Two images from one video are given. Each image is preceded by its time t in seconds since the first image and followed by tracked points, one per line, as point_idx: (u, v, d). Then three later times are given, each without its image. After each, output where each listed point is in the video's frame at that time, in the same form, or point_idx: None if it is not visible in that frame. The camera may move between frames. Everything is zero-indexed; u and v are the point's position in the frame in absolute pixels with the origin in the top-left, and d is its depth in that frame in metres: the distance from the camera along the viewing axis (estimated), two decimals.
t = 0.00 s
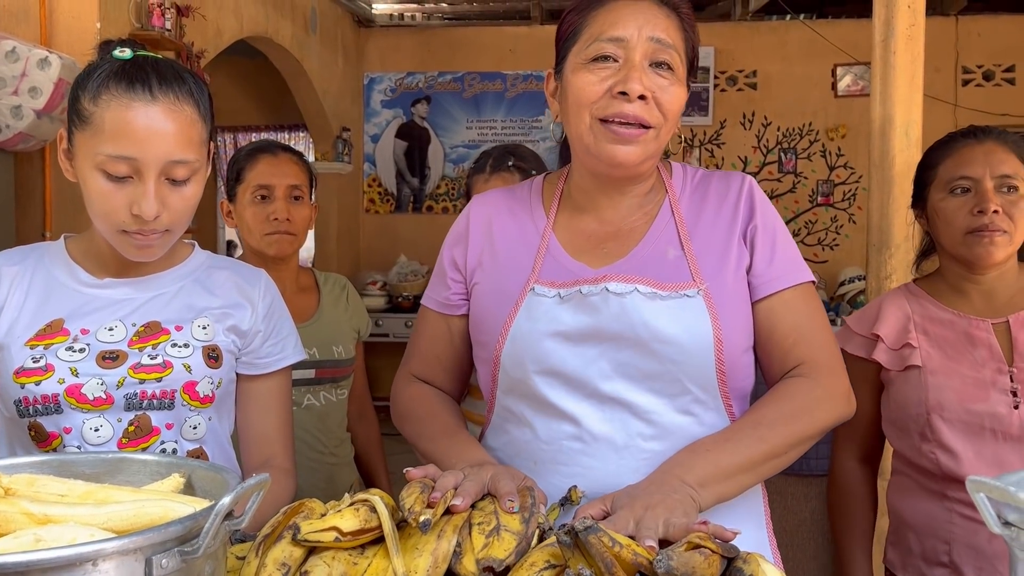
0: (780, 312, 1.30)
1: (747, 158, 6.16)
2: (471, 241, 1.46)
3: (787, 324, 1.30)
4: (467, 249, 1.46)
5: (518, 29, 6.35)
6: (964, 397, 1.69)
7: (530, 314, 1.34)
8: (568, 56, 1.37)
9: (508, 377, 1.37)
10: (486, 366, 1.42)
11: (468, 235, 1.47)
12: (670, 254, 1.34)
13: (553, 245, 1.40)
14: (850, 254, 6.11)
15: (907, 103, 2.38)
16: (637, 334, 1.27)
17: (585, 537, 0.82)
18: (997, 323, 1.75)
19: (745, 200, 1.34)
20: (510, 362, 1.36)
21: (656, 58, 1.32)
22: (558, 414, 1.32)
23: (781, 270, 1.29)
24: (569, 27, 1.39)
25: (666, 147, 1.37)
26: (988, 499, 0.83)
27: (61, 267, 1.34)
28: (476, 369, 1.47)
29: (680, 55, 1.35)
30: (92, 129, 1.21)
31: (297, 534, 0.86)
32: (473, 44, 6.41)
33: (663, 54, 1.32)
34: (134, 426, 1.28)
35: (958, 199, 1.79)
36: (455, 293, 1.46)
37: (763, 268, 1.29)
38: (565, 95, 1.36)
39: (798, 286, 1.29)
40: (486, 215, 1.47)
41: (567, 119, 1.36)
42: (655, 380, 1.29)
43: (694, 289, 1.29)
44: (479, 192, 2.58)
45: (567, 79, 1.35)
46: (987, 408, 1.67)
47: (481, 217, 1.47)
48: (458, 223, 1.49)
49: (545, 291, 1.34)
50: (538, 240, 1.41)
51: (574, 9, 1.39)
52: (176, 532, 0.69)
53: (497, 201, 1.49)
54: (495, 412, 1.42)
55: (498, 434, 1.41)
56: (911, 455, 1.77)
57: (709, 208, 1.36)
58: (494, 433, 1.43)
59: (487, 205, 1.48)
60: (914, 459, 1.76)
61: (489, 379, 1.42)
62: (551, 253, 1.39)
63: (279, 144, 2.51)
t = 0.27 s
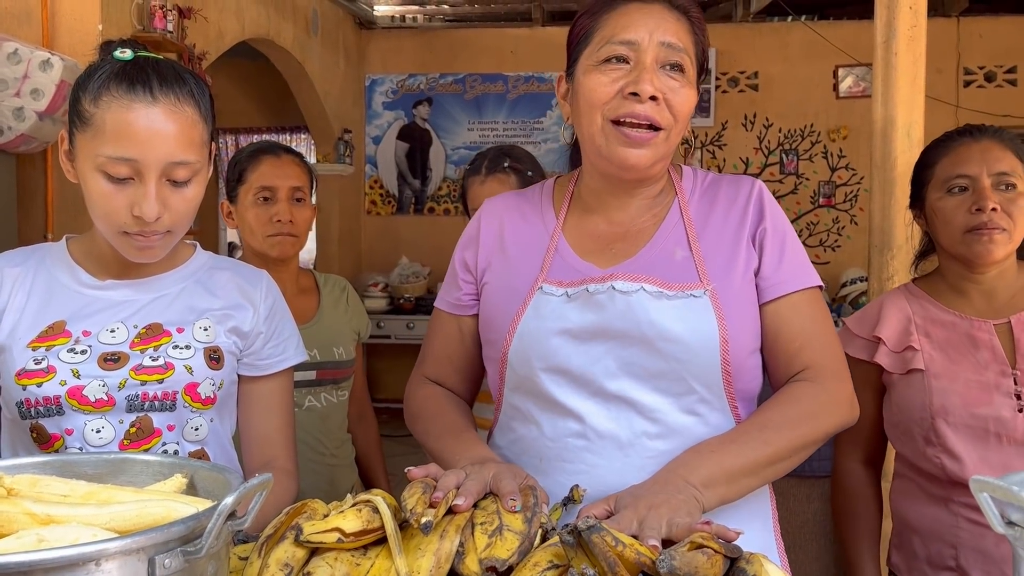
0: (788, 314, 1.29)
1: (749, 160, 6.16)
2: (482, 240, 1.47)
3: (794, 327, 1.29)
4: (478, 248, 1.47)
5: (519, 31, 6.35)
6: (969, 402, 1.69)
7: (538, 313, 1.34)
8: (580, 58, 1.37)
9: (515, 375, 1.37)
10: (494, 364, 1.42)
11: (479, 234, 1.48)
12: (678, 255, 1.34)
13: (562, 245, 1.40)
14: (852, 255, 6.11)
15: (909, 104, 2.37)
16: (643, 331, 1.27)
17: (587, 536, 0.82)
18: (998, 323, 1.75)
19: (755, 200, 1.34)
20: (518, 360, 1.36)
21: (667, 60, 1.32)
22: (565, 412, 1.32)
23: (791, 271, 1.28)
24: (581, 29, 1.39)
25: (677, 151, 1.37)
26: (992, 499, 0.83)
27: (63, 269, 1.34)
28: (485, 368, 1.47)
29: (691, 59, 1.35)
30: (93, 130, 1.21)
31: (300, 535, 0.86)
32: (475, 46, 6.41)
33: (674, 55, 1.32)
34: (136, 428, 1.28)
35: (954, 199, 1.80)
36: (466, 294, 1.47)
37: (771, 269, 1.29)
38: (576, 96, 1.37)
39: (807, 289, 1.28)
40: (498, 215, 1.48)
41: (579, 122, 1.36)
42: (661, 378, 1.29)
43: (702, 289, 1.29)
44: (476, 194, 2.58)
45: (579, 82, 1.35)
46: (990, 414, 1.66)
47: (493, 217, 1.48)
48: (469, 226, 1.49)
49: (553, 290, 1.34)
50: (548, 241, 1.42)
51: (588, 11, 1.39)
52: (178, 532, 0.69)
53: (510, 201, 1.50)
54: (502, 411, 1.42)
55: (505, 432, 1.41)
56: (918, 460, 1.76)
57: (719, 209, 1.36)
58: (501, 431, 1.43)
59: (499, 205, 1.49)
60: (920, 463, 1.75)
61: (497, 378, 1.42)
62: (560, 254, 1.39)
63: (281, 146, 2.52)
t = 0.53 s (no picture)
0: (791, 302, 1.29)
1: (750, 161, 6.17)
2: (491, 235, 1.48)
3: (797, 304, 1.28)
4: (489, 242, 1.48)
5: (521, 32, 6.35)
6: (974, 400, 1.69)
7: (543, 306, 1.35)
8: (581, 62, 1.38)
9: (521, 370, 1.37)
10: (502, 360, 1.43)
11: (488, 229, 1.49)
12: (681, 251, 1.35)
13: (569, 239, 1.41)
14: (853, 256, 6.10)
15: (910, 105, 2.38)
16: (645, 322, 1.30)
17: (591, 532, 0.83)
18: (1005, 320, 1.75)
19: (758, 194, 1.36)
20: (524, 353, 1.37)
21: (666, 59, 1.32)
22: (568, 407, 1.31)
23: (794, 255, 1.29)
24: (582, 31, 1.40)
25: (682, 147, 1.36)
26: (994, 497, 0.83)
27: (67, 271, 1.35)
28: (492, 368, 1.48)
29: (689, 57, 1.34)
30: (97, 132, 1.21)
31: (301, 538, 0.86)
32: (476, 47, 6.42)
33: (672, 55, 1.32)
34: (139, 428, 1.28)
35: (965, 192, 1.78)
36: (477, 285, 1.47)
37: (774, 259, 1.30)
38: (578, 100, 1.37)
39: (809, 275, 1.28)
40: (507, 210, 1.49)
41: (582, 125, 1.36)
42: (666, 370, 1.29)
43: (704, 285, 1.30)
44: (474, 195, 2.58)
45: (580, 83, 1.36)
46: (995, 413, 1.67)
47: (502, 211, 1.49)
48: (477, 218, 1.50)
49: (559, 285, 1.35)
50: (556, 236, 1.43)
51: (588, 16, 1.40)
52: (182, 531, 0.69)
53: (519, 197, 1.51)
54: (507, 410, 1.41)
55: (510, 430, 1.40)
56: (921, 459, 1.76)
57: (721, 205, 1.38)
58: (506, 432, 1.41)
59: (508, 200, 1.51)
60: (923, 462, 1.75)
61: (504, 375, 1.42)
62: (567, 248, 1.40)
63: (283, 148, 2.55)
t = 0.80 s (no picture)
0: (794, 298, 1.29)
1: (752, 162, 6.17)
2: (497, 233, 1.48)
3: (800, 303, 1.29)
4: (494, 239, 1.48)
5: (523, 34, 6.36)
6: (989, 395, 1.69)
7: (549, 306, 1.35)
8: (585, 65, 1.38)
9: (525, 372, 1.37)
10: (506, 362, 1.42)
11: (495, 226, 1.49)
12: (688, 252, 1.36)
13: (575, 242, 1.42)
14: (856, 258, 6.10)
15: (913, 106, 2.38)
16: (650, 324, 1.30)
17: (597, 534, 0.83)
18: (1020, 320, 1.74)
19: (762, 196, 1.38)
20: (529, 355, 1.35)
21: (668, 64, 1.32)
22: (571, 408, 1.31)
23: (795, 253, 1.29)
24: (587, 35, 1.41)
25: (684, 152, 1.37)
26: (1000, 499, 0.84)
27: (73, 272, 1.35)
28: (496, 370, 1.47)
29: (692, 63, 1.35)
30: (104, 134, 1.22)
31: (306, 538, 0.87)
32: (478, 49, 6.43)
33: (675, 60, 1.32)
34: (146, 429, 1.28)
35: (984, 195, 1.76)
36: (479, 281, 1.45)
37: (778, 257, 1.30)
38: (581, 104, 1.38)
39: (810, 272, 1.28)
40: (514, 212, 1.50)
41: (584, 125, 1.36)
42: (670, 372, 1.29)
43: (710, 287, 1.31)
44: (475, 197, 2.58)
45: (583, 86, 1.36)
46: (1010, 407, 1.66)
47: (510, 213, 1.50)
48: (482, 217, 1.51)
49: (563, 286, 1.36)
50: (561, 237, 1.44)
51: (593, 19, 1.41)
52: (190, 532, 0.69)
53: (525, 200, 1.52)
54: (510, 410, 1.41)
55: (512, 431, 1.40)
56: (930, 455, 1.76)
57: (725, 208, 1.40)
58: (508, 432, 1.41)
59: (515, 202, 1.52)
60: (931, 458, 1.76)
61: (508, 377, 1.42)
62: (572, 250, 1.41)
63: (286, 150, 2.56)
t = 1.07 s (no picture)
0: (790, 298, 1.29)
1: (755, 163, 6.17)
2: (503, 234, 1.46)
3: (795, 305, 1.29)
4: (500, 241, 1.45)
5: (525, 35, 6.36)
6: (998, 387, 1.69)
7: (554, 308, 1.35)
8: (589, 65, 1.38)
9: (529, 373, 1.37)
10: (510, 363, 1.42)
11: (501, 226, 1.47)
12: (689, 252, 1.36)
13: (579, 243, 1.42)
14: (859, 258, 6.09)
15: (918, 106, 2.37)
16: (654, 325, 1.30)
17: (602, 534, 0.84)
18: None
19: (762, 196, 1.37)
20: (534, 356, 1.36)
21: (673, 67, 1.32)
22: (575, 409, 1.31)
23: (794, 258, 1.30)
24: (593, 35, 1.39)
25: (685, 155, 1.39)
26: (1005, 500, 0.84)
27: (78, 273, 1.36)
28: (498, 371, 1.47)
29: (697, 66, 1.35)
30: (109, 135, 1.22)
31: (312, 539, 0.87)
32: (481, 50, 6.43)
33: (680, 63, 1.32)
34: (151, 430, 1.29)
35: (995, 196, 1.76)
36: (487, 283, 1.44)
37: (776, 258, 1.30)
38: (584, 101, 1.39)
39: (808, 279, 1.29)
40: (519, 212, 1.48)
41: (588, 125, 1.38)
42: (675, 374, 1.29)
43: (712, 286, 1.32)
44: (476, 198, 2.58)
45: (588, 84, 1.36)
46: (1020, 400, 1.66)
47: (515, 213, 1.48)
48: (486, 221, 1.48)
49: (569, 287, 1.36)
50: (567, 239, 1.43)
51: (599, 20, 1.39)
52: (197, 532, 0.69)
53: (528, 199, 1.50)
54: (513, 409, 1.42)
55: (515, 431, 1.40)
56: (940, 447, 1.76)
57: (726, 208, 1.39)
58: (511, 432, 1.41)
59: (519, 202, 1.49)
60: (941, 450, 1.76)
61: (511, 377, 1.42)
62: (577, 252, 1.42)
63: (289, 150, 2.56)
